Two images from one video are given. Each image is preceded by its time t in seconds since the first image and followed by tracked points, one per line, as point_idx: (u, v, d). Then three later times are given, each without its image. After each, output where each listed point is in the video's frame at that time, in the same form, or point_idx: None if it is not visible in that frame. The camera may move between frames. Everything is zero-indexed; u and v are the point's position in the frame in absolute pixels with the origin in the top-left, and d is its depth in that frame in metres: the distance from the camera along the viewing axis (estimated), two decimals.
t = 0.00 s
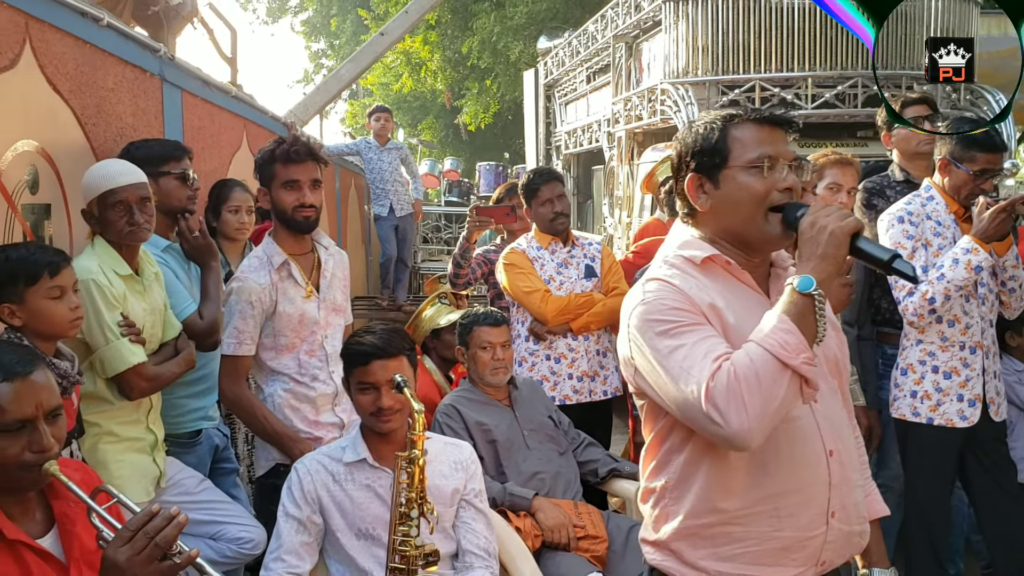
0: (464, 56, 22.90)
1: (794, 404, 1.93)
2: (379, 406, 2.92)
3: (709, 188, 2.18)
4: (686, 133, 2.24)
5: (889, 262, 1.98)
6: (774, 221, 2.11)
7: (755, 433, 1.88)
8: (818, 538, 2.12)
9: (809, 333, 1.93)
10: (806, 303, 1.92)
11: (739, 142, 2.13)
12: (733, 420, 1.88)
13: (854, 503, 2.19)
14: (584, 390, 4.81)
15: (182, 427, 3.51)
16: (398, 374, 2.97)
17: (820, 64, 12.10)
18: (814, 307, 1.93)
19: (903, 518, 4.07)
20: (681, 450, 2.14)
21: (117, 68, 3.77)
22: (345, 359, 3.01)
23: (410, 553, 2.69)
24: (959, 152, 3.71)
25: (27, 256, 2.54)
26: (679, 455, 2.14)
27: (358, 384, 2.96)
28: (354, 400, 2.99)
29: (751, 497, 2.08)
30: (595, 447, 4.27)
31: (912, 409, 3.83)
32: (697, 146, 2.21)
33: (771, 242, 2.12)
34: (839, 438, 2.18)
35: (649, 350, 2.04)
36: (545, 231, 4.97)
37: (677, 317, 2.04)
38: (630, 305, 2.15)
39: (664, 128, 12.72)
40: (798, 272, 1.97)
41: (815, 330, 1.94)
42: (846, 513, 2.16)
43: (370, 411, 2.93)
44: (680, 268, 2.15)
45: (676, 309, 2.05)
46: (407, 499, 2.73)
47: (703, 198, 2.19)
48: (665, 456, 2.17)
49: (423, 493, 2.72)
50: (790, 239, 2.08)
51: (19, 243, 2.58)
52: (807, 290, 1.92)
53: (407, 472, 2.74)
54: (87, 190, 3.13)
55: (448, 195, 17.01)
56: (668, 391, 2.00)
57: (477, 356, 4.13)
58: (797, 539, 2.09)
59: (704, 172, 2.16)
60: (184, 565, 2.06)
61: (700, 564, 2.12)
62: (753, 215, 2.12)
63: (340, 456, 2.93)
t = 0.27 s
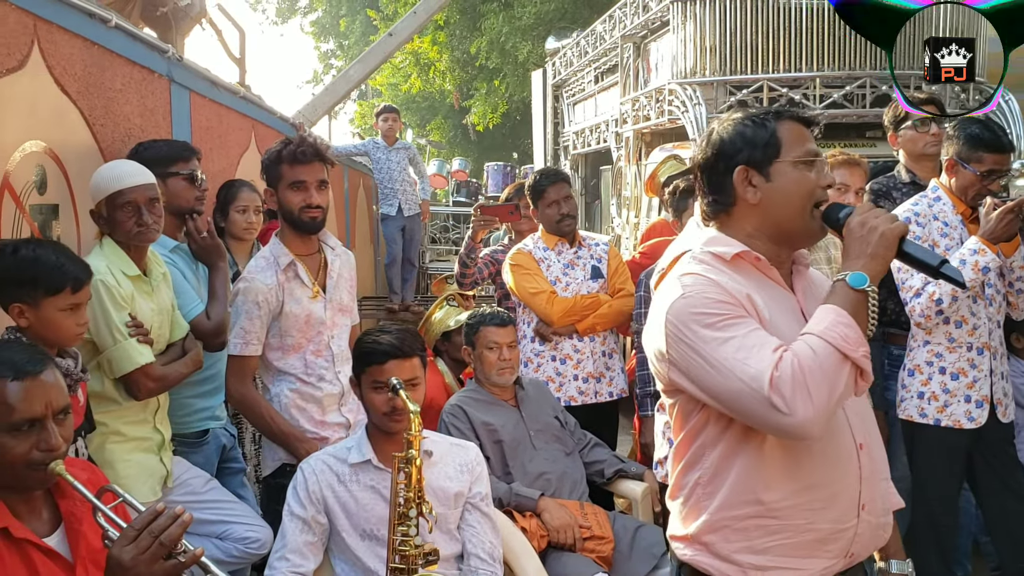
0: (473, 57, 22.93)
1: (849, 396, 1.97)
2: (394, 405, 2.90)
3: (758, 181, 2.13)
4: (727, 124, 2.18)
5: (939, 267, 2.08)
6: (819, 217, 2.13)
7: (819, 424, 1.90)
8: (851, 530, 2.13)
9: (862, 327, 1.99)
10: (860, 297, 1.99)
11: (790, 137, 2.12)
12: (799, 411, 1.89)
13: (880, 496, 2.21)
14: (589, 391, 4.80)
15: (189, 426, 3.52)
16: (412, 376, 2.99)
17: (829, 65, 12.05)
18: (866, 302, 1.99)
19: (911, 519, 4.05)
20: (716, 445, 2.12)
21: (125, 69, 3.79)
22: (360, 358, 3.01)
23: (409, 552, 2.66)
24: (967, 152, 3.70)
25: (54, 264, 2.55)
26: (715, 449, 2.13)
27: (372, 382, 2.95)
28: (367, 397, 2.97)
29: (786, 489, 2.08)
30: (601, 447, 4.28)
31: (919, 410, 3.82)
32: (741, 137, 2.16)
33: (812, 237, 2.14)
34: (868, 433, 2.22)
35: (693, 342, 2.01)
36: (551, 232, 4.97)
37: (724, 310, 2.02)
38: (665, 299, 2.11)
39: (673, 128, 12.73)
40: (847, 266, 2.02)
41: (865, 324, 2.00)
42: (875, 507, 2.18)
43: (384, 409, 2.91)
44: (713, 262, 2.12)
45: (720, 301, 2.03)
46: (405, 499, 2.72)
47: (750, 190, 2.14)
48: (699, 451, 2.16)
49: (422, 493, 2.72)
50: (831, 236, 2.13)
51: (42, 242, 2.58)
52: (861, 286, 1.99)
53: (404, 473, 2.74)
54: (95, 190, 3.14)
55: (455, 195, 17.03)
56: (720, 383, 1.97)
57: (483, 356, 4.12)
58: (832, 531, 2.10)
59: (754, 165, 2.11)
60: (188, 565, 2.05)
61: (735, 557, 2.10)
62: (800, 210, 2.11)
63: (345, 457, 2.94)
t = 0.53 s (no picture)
0: (474, 55, 22.92)
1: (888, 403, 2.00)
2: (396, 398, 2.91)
3: (795, 179, 2.12)
4: (762, 122, 2.17)
5: (973, 294, 2.20)
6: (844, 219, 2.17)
7: (867, 429, 1.92)
8: (877, 523, 2.14)
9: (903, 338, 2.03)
10: (903, 310, 2.04)
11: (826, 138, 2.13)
12: (850, 415, 1.90)
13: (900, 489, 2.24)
14: (590, 391, 4.80)
15: (190, 426, 3.52)
16: (415, 371, 2.97)
17: (831, 64, 12.03)
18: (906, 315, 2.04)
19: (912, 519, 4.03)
20: (745, 441, 2.12)
21: (125, 68, 3.78)
22: (362, 352, 2.99)
23: (411, 549, 2.67)
24: (968, 151, 3.69)
25: (62, 268, 2.55)
26: (745, 445, 2.12)
27: (374, 378, 2.94)
28: (368, 394, 2.96)
29: (812, 485, 2.07)
30: (602, 447, 4.28)
31: (920, 410, 3.81)
32: (776, 134, 2.14)
33: (840, 234, 2.18)
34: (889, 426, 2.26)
35: (740, 339, 2.00)
36: (552, 231, 4.96)
37: (770, 309, 2.01)
38: (701, 291, 2.09)
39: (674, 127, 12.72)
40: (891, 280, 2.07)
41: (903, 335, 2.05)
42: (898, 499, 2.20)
43: (387, 405, 2.91)
44: (752, 259, 2.12)
45: (762, 298, 2.02)
46: (410, 496, 2.76)
47: (787, 186, 2.12)
48: (728, 447, 2.14)
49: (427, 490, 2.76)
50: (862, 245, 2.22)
51: (48, 245, 2.59)
52: (906, 300, 2.04)
53: (410, 471, 2.79)
54: (96, 190, 3.14)
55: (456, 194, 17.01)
56: (766, 382, 1.97)
57: (484, 356, 4.11)
58: (860, 523, 2.11)
59: (794, 163, 2.10)
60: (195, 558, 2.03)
61: (766, 551, 2.09)
62: (835, 207, 2.14)
63: (345, 454, 2.93)
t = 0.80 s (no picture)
0: (475, 52, 22.92)
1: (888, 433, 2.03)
2: (394, 392, 2.93)
3: (818, 178, 2.12)
4: (784, 118, 2.16)
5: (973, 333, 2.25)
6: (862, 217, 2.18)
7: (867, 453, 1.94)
8: (888, 519, 2.14)
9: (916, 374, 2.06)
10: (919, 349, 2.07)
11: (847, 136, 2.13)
12: (853, 438, 1.92)
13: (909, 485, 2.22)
14: (590, 389, 4.80)
15: (190, 423, 3.52)
16: (410, 362, 2.97)
17: (831, 61, 12.04)
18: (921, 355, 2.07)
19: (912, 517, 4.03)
20: (761, 440, 2.12)
21: (126, 66, 3.79)
22: (361, 345, 3.01)
23: (411, 549, 2.67)
24: (968, 149, 3.69)
25: (53, 262, 2.56)
26: (760, 443, 2.12)
27: (372, 370, 2.96)
28: (367, 386, 2.97)
29: (824, 483, 2.07)
30: (601, 444, 4.29)
31: (919, 408, 3.81)
32: (797, 131, 2.13)
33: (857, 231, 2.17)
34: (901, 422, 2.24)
35: (763, 338, 2.00)
36: (552, 229, 4.97)
37: (797, 315, 2.00)
38: (728, 286, 2.09)
39: (674, 124, 12.73)
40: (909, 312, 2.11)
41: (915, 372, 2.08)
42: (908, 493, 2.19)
43: (386, 398, 2.93)
44: (782, 260, 2.10)
45: (790, 301, 2.01)
46: (409, 497, 2.75)
47: (810, 184, 2.12)
48: (743, 444, 2.15)
49: (425, 492, 2.75)
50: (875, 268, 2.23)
51: (40, 241, 2.59)
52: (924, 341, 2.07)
53: (408, 472, 2.79)
54: (97, 187, 3.15)
55: (456, 191, 17.00)
56: (781, 392, 1.98)
57: (484, 354, 4.11)
58: (872, 520, 2.11)
59: (817, 161, 2.10)
60: (202, 540, 2.06)
61: (780, 543, 2.10)
62: (854, 205, 2.15)
63: (348, 449, 2.94)
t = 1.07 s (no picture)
0: (475, 40, 22.89)
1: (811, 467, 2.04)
2: (395, 384, 2.93)
3: (832, 168, 2.11)
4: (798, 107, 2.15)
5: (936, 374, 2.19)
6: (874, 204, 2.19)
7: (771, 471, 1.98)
8: (894, 508, 2.14)
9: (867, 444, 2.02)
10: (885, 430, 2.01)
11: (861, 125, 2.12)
12: (760, 453, 1.96)
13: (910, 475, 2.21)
14: (590, 378, 4.81)
15: (190, 411, 3.53)
16: (413, 354, 2.98)
17: (831, 50, 12.06)
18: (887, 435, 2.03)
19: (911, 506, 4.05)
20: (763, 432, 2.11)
21: (125, 54, 3.78)
22: (361, 338, 3.00)
23: (409, 539, 2.66)
24: (969, 139, 3.69)
25: (40, 245, 2.55)
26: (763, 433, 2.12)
27: (373, 361, 2.95)
28: (368, 376, 2.98)
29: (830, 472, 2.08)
30: (600, 433, 4.30)
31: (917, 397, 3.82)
32: (811, 119, 2.12)
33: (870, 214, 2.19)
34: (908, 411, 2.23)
35: (737, 327, 2.00)
36: (552, 218, 4.97)
37: (778, 320, 1.98)
38: (732, 269, 2.08)
39: (674, 113, 12.75)
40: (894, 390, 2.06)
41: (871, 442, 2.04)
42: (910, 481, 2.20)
43: (387, 388, 2.93)
44: (791, 258, 2.06)
45: (785, 295, 1.99)
46: (407, 488, 2.76)
47: (824, 174, 2.12)
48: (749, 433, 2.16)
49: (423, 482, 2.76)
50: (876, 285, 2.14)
51: (28, 229, 2.58)
52: (896, 426, 2.00)
53: (407, 464, 2.81)
54: (96, 175, 3.14)
55: (456, 180, 17.00)
56: (728, 380, 2.01)
57: (484, 343, 4.11)
58: (878, 509, 2.11)
59: (832, 150, 2.09)
60: (206, 502, 2.06)
61: (789, 529, 2.12)
62: (867, 193, 2.15)
63: (350, 435, 2.95)
